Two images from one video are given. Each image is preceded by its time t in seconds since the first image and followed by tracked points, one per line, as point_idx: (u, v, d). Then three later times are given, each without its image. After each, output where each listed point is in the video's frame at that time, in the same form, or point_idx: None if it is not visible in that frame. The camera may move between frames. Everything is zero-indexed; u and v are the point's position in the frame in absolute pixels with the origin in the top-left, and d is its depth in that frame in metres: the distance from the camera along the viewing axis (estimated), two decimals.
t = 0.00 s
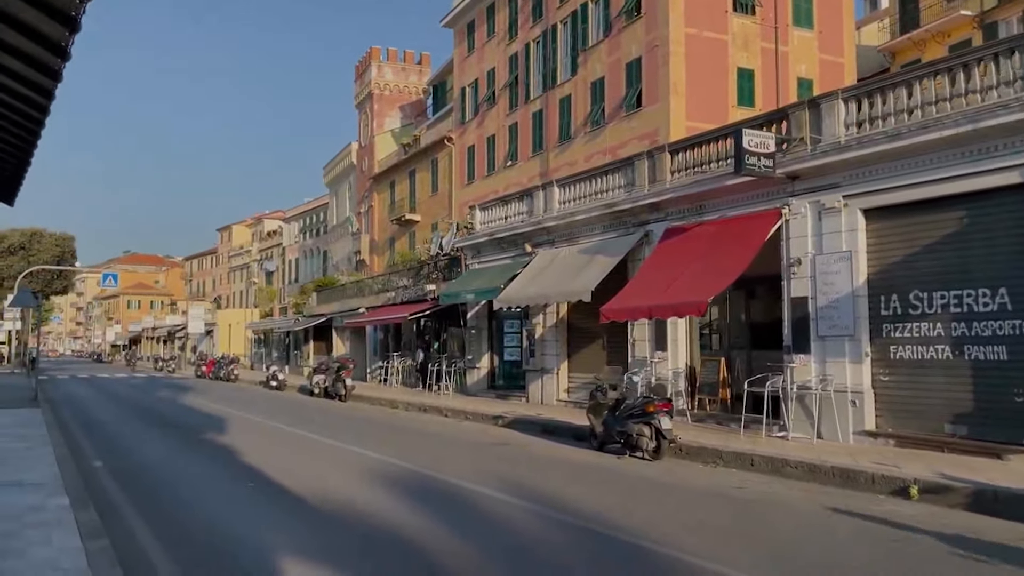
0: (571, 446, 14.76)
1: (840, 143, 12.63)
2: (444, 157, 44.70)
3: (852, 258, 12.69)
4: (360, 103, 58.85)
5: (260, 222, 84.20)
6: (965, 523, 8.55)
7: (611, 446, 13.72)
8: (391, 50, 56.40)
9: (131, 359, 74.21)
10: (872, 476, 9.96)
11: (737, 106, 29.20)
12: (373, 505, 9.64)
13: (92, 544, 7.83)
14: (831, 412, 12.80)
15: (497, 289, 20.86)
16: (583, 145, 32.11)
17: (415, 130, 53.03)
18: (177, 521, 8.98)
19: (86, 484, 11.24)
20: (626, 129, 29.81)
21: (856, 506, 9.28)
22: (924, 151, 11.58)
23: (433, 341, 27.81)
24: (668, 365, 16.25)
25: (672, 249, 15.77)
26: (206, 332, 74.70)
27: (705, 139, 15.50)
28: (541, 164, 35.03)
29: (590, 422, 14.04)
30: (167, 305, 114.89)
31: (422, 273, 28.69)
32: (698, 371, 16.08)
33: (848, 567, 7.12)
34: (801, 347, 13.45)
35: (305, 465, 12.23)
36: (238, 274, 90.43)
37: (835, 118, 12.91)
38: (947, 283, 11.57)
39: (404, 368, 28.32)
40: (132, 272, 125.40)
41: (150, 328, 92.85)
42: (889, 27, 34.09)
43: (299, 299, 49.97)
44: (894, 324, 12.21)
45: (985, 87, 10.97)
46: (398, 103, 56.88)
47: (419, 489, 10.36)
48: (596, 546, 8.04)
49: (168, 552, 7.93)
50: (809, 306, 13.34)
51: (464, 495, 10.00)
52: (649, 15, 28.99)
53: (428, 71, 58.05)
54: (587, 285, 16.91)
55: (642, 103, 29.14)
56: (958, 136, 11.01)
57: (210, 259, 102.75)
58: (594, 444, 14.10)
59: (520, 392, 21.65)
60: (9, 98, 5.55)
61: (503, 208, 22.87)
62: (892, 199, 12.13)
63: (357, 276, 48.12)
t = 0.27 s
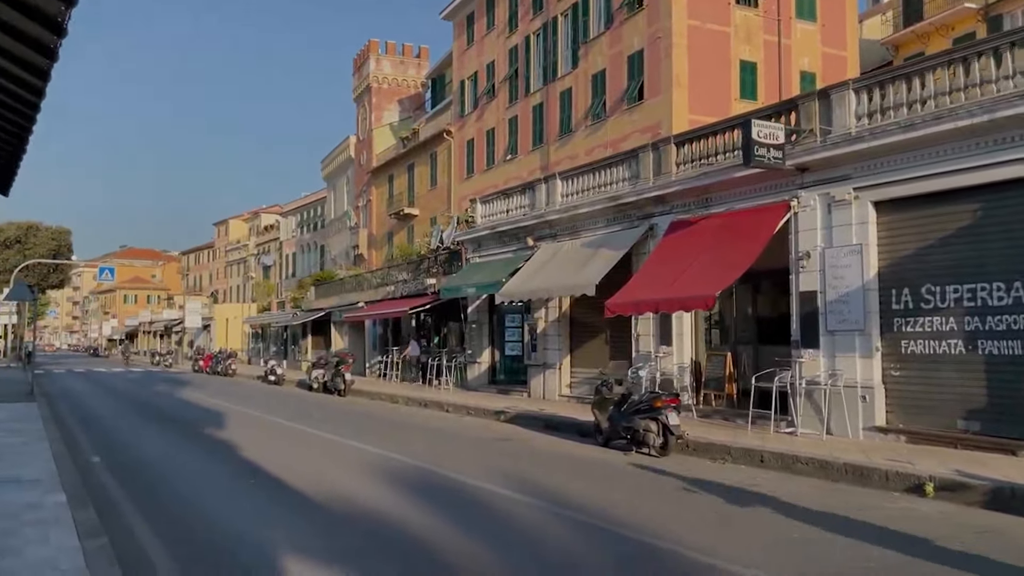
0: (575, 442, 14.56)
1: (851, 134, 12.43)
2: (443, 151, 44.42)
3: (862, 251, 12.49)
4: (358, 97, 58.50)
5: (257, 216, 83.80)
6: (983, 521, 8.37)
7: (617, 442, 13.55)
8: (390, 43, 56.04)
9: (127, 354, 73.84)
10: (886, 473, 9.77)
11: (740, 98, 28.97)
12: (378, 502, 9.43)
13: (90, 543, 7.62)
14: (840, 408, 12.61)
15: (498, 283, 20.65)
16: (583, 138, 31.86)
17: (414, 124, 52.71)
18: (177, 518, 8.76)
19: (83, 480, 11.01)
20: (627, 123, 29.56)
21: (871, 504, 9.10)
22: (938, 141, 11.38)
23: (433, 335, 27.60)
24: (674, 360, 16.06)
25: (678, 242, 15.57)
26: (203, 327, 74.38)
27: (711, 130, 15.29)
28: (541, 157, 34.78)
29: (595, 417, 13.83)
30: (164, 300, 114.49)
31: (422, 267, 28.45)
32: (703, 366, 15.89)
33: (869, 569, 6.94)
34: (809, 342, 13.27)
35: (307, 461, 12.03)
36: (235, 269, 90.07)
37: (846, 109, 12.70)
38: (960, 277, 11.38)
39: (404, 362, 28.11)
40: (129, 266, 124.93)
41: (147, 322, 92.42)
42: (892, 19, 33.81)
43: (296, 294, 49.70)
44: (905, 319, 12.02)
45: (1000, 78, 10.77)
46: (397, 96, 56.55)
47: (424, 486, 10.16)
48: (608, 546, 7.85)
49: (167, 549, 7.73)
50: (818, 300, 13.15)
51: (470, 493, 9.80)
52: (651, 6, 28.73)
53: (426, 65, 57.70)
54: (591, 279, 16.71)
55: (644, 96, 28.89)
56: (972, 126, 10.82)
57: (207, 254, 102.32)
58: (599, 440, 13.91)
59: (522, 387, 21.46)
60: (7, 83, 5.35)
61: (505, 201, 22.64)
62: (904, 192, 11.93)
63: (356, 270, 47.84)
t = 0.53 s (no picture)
0: (575, 435, 14.39)
1: (856, 121, 12.22)
2: (437, 142, 44.11)
3: (868, 240, 12.33)
4: (352, 88, 58.06)
5: (250, 209, 83.28)
6: (995, 514, 8.22)
7: (618, 434, 13.38)
8: (383, 34, 55.58)
9: (119, 347, 73.35)
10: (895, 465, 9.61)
11: (737, 89, 28.77)
12: (379, 496, 9.21)
13: (81, 538, 7.37)
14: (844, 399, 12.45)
15: (495, 275, 20.44)
16: (580, 129, 31.61)
17: (408, 116, 52.35)
18: (171, 512, 8.52)
19: (74, 474, 10.76)
20: (624, 113, 29.33)
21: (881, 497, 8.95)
22: (946, 129, 11.19)
23: (429, 328, 27.37)
24: (674, 352, 15.89)
25: (678, 233, 15.37)
26: (195, 320, 73.96)
27: (712, 119, 15.08)
28: (537, 149, 34.53)
29: (596, 409, 13.72)
30: (156, 293, 113.86)
31: (417, 259, 28.20)
32: (704, 358, 15.74)
33: (888, 565, 6.75)
34: (813, 333, 13.11)
35: (303, 453, 11.81)
36: (228, 261, 89.56)
37: (851, 97, 12.51)
38: (967, 266, 11.22)
39: (399, 355, 27.89)
40: (121, 259, 124.17)
41: (138, 315, 91.86)
42: (890, 10, 33.59)
43: (290, 287, 49.37)
44: (911, 309, 11.86)
45: (1009, 64, 10.58)
46: (390, 88, 56.15)
47: (425, 480, 9.94)
48: (619, 540, 7.62)
49: (161, 544, 7.52)
50: (822, 290, 12.98)
51: (473, 487, 9.59)
52: None
53: (420, 56, 57.28)
54: (591, 270, 16.50)
55: (641, 86, 28.66)
56: (980, 114, 10.64)
57: (199, 247, 101.72)
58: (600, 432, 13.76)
59: (519, 379, 21.28)
60: None
61: (501, 192, 22.41)
62: (910, 180, 11.75)
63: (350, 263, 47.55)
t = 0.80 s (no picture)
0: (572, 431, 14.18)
1: (858, 112, 12.03)
2: (428, 135, 43.77)
3: (869, 233, 12.15)
4: (341, 81, 57.58)
5: (238, 203, 82.64)
6: (1005, 511, 8.06)
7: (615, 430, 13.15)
8: (373, 26, 55.13)
9: (105, 342, 72.67)
10: (899, 461, 9.44)
11: (731, 82, 28.59)
12: (375, 494, 8.96)
13: (65, 541, 7.11)
14: (844, 394, 12.28)
15: (489, 269, 20.18)
16: (572, 122, 31.36)
17: (397, 109, 51.95)
18: (160, 511, 8.26)
19: (60, 471, 10.48)
20: (617, 106, 29.10)
21: (887, 493, 8.77)
22: (950, 119, 11.01)
23: (421, 322, 27.10)
24: (671, 346, 15.68)
25: (675, 226, 15.16)
26: (183, 315, 73.35)
27: (710, 110, 14.87)
28: (529, 142, 34.28)
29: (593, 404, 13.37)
30: (143, 288, 113.05)
31: (409, 253, 27.92)
32: (701, 352, 15.55)
33: (902, 565, 6.55)
34: (812, 327, 12.93)
35: (296, 451, 11.53)
36: (216, 256, 88.87)
37: (852, 87, 12.32)
38: (970, 259, 11.05)
39: (391, 350, 27.61)
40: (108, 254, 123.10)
41: (125, 310, 91.06)
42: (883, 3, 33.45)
43: (279, 281, 48.95)
44: (913, 303, 11.69)
45: (1015, 53, 10.40)
46: (380, 80, 55.72)
47: (421, 478, 9.69)
48: (625, 539, 7.38)
49: (149, 546, 7.24)
50: (822, 284, 12.80)
51: (471, 484, 9.34)
52: None
53: (410, 49, 56.85)
54: (586, 263, 16.27)
55: (634, 79, 28.43)
56: (985, 104, 10.46)
57: (186, 241, 100.93)
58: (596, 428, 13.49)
59: (513, 374, 21.05)
60: None
61: (494, 184, 22.15)
62: (913, 172, 11.58)
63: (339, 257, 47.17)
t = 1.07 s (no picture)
0: (567, 425, 14.02)
1: (856, 102, 11.89)
2: (417, 128, 43.43)
3: (867, 224, 12.04)
4: (328, 73, 57.07)
5: (224, 196, 81.92)
6: (1011, 505, 7.96)
7: (611, 424, 13.00)
8: (361, 17, 54.64)
9: (90, 336, 71.93)
10: (902, 455, 9.34)
11: (723, 75, 28.47)
12: (370, 490, 8.77)
13: (50, 541, 6.90)
14: (842, 387, 12.19)
15: (481, 261, 19.97)
16: (563, 115, 31.15)
17: (386, 101, 51.55)
18: (148, 508, 8.05)
19: (45, 468, 10.23)
20: (609, 98, 28.91)
21: (891, 487, 8.66)
22: (950, 109, 10.88)
23: (411, 316, 26.86)
24: (666, 339, 15.55)
25: (671, 218, 15.01)
26: (169, 308, 72.69)
27: (706, 100, 14.71)
28: (519, 134, 34.05)
29: (588, 397, 13.29)
30: (128, 282, 112.03)
31: (399, 246, 27.66)
32: (696, 346, 15.43)
33: (913, 560, 6.41)
34: (810, 319, 12.82)
35: (288, 445, 11.30)
36: (201, 249, 88.13)
37: (851, 77, 12.18)
38: (971, 251, 10.94)
39: (381, 343, 27.37)
40: (92, 247, 121.87)
41: (110, 304, 90.20)
42: None
43: (266, 274, 48.53)
44: (912, 295, 11.60)
45: (1017, 42, 10.27)
46: (368, 72, 55.27)
47: (417, 472, 9.50)
48: (629, 534, 7.20)
49: (137, 545, 7.02)
50: (819, 276, 12.69)
51: (468, 479, 9.15)
52: None
53: (398, 40, 56.40)
54: (580, 256, 16.08)
55: (625, 71, 28.24)
56: (988, 94, 10.34)
57: (171, 234, 100.04)
58: (591, 422, 13.36)
59: (505, 368, 20.88)
60: None
61: (486, 176, 21.93)
62: (913, 162, 11.46)
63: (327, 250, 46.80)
